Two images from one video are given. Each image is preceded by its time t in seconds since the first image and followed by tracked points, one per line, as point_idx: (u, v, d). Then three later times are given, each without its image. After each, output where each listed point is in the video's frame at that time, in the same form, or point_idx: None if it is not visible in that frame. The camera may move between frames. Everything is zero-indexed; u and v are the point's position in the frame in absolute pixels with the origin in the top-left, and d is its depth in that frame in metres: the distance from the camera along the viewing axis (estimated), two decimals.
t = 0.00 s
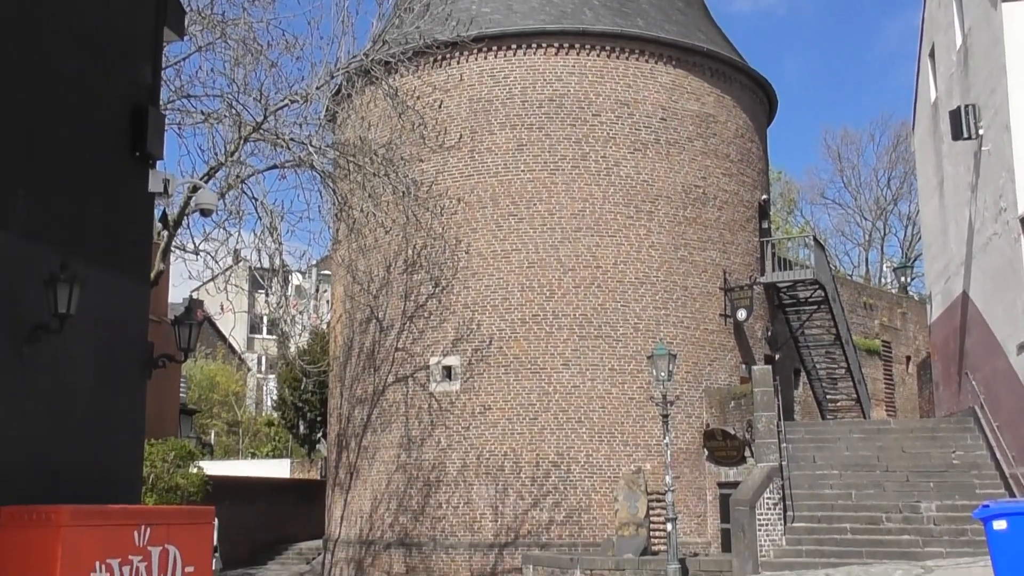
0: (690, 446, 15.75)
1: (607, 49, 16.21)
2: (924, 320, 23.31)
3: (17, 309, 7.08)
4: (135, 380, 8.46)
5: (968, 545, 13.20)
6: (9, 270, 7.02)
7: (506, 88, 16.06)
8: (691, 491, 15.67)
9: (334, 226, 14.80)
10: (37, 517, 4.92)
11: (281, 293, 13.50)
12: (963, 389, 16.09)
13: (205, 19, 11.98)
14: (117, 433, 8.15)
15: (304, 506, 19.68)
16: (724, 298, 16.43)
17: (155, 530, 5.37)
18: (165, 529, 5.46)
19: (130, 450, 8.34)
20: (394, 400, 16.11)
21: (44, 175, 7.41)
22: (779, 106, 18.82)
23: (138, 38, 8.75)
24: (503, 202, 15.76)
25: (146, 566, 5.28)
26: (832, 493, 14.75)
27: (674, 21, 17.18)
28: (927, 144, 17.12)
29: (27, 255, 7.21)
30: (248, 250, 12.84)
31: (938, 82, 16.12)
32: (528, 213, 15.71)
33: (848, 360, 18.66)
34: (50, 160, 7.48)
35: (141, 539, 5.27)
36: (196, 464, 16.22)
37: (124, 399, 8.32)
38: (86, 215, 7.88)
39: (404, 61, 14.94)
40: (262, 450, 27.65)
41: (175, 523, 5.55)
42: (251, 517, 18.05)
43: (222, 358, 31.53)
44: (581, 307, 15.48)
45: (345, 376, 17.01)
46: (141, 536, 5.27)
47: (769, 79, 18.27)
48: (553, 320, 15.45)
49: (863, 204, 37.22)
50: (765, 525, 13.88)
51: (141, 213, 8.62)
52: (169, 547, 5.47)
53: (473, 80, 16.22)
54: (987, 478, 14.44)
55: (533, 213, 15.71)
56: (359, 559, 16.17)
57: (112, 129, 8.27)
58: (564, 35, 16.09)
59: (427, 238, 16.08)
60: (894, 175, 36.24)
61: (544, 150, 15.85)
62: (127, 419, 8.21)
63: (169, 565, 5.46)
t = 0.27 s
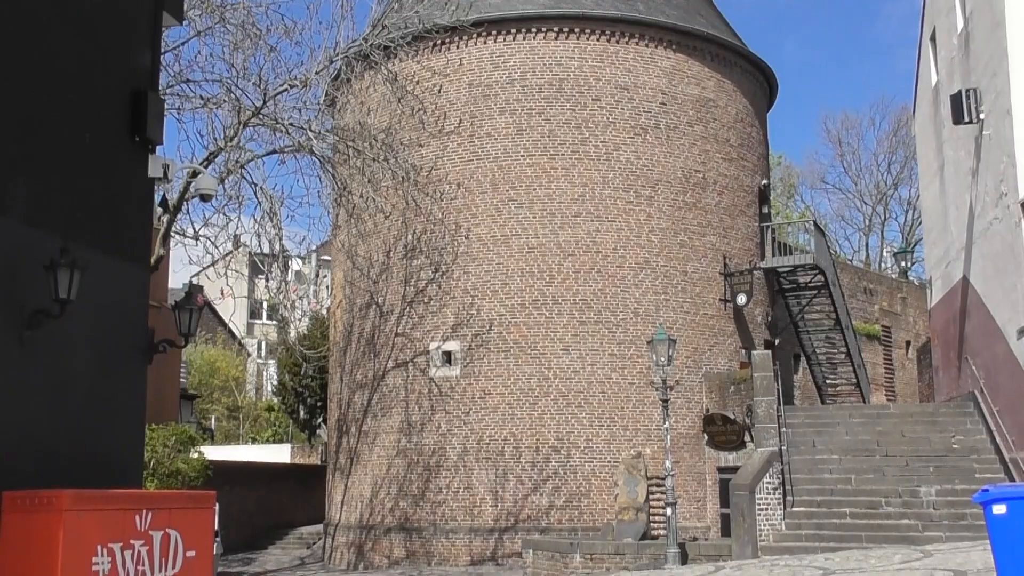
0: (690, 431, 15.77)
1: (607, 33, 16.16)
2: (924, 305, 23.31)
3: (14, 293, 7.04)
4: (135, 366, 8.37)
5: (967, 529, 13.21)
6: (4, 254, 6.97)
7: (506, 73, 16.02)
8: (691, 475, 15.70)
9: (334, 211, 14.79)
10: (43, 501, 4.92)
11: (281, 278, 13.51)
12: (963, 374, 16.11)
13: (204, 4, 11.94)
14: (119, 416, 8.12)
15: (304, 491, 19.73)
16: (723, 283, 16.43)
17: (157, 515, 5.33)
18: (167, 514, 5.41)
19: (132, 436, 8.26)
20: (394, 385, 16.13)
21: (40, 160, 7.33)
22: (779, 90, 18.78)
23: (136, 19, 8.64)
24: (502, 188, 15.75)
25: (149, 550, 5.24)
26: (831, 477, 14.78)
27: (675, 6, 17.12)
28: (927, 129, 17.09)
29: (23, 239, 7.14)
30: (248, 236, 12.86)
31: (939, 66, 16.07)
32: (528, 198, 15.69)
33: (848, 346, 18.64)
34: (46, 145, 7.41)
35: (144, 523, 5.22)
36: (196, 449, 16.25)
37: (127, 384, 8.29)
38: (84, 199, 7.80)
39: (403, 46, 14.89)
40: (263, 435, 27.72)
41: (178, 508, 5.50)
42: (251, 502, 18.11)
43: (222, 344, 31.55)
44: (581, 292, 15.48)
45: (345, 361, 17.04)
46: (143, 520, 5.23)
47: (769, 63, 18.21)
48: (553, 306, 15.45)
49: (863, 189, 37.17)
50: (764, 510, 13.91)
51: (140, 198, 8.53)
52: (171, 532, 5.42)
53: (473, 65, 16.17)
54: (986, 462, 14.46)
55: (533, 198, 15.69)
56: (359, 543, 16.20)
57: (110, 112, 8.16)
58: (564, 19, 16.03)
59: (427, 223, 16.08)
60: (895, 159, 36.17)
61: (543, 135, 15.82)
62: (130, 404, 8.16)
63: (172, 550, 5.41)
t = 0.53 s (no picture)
0: (690, 413, 15.79)
1: (608, 15, 16.11)
2: (924, 288, 23.32)
3: (16, 277, 6.79)
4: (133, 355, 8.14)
5: (966, 511, 13.23)
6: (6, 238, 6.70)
7: (506, 55, 15.98)
8: (691, 458, 15.72)
9: (334, 194, 14.76)
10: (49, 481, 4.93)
11: (281, 261, 13.50)
12: (963, 357, 16.11)
13: None
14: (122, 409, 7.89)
15: (305, 474, 19.78)
16: (724, 266, 16.43)
17: (158, 497, 5.33)
18: (168, 496, 5.42)
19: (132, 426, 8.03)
20: (394, 368, 16.15)
21: (42, 142, 7.05)
22: (780, 72, 18.72)
23: None
24: (503, 170, 15.73)
25: (150, 532, 5.25)
26: (830, 460, 14.81)
27: None
28: (929, 111, 17.06)
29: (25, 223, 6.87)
30: (248, 218, 12.86)
31: (940, 48, 16.03)
32: (529, 181, 15.67)
33: (848, 328, 18.76)
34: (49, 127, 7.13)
35: (146, 505, 5.23)
36: (197, 432, 16.28)
37: (127, 372, 8.05)
38: (85, 184, 7.52)
39: (403, 27, 14.85)
40: (263, 418, 27.77)
41: (178, 490, 5.51)
42: (252, 485, 18.15)
43: (223, 326, 31.56)
44: (581, 275, 15.48)
45: (345, 344, 17.07)
46: (145, 502, 5.24)
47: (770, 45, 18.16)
48: (554, 288, 15.45)
49: (864, 171, 37.11)
50: (764, 492, 13.93)
51: (140, 182, 8.26)
52: (172, 514, 5.43)
53: (473, 47, 16.12)
54: (986, 444, 14.47)
55: (533, 181, 15.68)
56: (360, 526, 16.24)
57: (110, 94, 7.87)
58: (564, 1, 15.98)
59: (427, 205, 16.06)
60: (896, 141, 36.10)
61: (544, 117, 15.79)
62: (133, 393, 7.93)
63: (173, 531, 5.42)
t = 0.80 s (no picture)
0: (691, 398, 15.80)
1: None
2: (925, 275, 23.32)
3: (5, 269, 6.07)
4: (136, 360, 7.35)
5: (966, 495, 13.22)
6: None
7: (507, 40, 15.97)
8: (692, 443, 15.72)
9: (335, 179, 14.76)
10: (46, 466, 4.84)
11: (282, 246, 13.50)
12: (965, 342, 16.08)
13: None
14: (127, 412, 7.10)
15: (306, 460, 19.81)
16: (724, 251, 16.43)
17: (160, 481, 5.25)
18: (170, 481, 5.33)
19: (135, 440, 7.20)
20: (395, 354, 16.17)
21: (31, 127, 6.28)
22: (781, 57, 18.70)
23: None
24: (504, 156, 15.73)
25: (151, 517, 5.18)
26: (832, 445, 14.79)
27: None
28: (930, 96, 17.04)
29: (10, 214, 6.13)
30: (249, 204, 12.91)
31: (942, 33, 16.00)
32: (530, 166, 15.67)
33: (848, 314, 18.80)
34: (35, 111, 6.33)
35: (146, 489, 5.15)
36: (199, 417, 16.31)
37: (130, 380, 7.27)
38: (79, 175, 6.74)
39: (404, 12, 14.83)
40: (264, 404, 27.82)
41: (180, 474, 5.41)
42: (252, 471, 18.20)
43: (224, 312, 31.60)
44: (582, 261, 15.48)
45: (346, 330, 17.10)
46: (146, 486, 5.16)
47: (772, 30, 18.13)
48: (554, 274, 15.45)
49: (865, 156, 37.09)
50: (765, 477, 13.92)
51: (141, 172, 7.43)
52: (174, 499, 5.34)
53: (474, 32, 16.11)
54: (987, 429, 14.45)
55: (534, 166, 15.68)
56: (360, 511, 16.26)
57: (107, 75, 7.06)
58: None
59: (428, 191, 16.07)
60: (897, 126, 36.06)
61: (544, 102, 15.78)
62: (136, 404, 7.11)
63: (174, 516, 5.34)
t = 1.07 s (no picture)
0: (691, 387, 15.81)
1: None
2: (925, 265, 23.33)
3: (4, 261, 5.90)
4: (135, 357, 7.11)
5: (967, 484, 13.21)
6: None
7: (507, 29, 15.96)
8: (692, 432, 15.74)
9: (335, 168, 14.75)
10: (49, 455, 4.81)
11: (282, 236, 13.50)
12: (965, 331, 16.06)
13: None
14: (129, 409, 6.87)
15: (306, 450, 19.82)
16: (724, 241, 16.43)
17: (160, 471, 5.21)
18: (171, 470, 5.29)
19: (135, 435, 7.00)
20: (395, 343, 16.18)
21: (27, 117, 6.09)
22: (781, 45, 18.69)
23: None
24: (504, 145, 15.72)
25: (152, 506, 5.15)
26: (831, 434, 14.80)
27: None
28: (930, 85, 17.04)
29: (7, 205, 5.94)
30: (249, 192, 12.90)
31: (942, 21, 15.99)
32: (530, 156, 15.67)
33: (848, 302, 18.80)
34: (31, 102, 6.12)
35: (147, 478, 5.12)
36: (199, 406, 16.32)
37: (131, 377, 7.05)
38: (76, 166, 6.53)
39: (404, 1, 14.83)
40: (265, 392, 27.85)
41: (181, 464, 5.38)
42: (252, 460, 18.22)
43: (224, 301, 31.61)
44: (581, 251, 15.48)
45: (347, 319, 17.12)
46: (146, 475, 5.13)
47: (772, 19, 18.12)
48: (555, 263, 15.45)
49: (865, 145, 37.09)
50: (765, 466, 13.92)
51: (141, 163, 7.18)
52: (175, 488, 5.31)
53: (475, 21, 16.10)
54: (987, 418, 14.44)
55: (534, 155, 15.68)
56: (361, 499, 16.28)
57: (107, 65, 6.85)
58: None
59: (428, 180, 16.07)
60: (897, 114, 36.05)
61: (544, 91, 15.78)
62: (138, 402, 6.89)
63: (175, 505, 5.30)
